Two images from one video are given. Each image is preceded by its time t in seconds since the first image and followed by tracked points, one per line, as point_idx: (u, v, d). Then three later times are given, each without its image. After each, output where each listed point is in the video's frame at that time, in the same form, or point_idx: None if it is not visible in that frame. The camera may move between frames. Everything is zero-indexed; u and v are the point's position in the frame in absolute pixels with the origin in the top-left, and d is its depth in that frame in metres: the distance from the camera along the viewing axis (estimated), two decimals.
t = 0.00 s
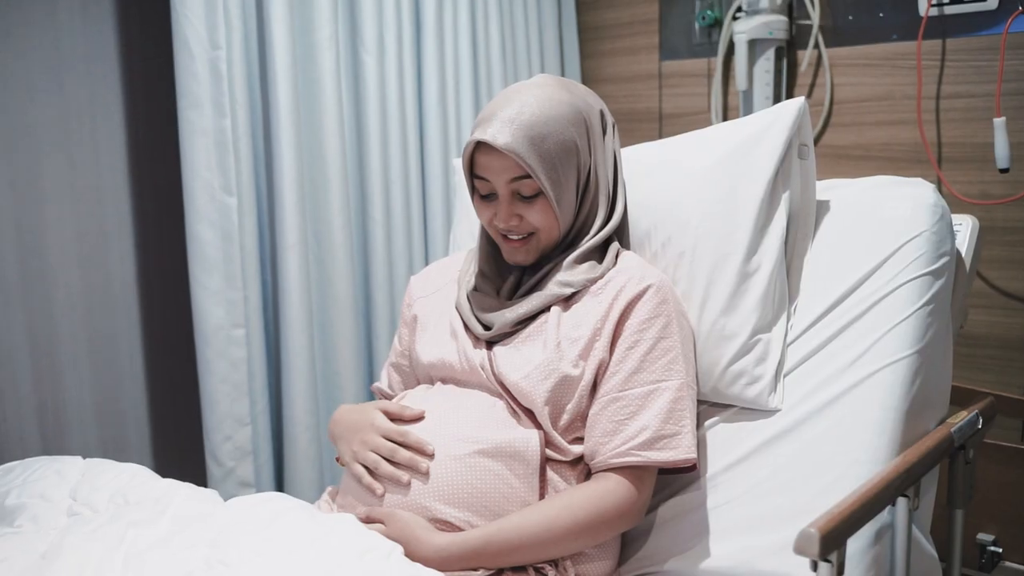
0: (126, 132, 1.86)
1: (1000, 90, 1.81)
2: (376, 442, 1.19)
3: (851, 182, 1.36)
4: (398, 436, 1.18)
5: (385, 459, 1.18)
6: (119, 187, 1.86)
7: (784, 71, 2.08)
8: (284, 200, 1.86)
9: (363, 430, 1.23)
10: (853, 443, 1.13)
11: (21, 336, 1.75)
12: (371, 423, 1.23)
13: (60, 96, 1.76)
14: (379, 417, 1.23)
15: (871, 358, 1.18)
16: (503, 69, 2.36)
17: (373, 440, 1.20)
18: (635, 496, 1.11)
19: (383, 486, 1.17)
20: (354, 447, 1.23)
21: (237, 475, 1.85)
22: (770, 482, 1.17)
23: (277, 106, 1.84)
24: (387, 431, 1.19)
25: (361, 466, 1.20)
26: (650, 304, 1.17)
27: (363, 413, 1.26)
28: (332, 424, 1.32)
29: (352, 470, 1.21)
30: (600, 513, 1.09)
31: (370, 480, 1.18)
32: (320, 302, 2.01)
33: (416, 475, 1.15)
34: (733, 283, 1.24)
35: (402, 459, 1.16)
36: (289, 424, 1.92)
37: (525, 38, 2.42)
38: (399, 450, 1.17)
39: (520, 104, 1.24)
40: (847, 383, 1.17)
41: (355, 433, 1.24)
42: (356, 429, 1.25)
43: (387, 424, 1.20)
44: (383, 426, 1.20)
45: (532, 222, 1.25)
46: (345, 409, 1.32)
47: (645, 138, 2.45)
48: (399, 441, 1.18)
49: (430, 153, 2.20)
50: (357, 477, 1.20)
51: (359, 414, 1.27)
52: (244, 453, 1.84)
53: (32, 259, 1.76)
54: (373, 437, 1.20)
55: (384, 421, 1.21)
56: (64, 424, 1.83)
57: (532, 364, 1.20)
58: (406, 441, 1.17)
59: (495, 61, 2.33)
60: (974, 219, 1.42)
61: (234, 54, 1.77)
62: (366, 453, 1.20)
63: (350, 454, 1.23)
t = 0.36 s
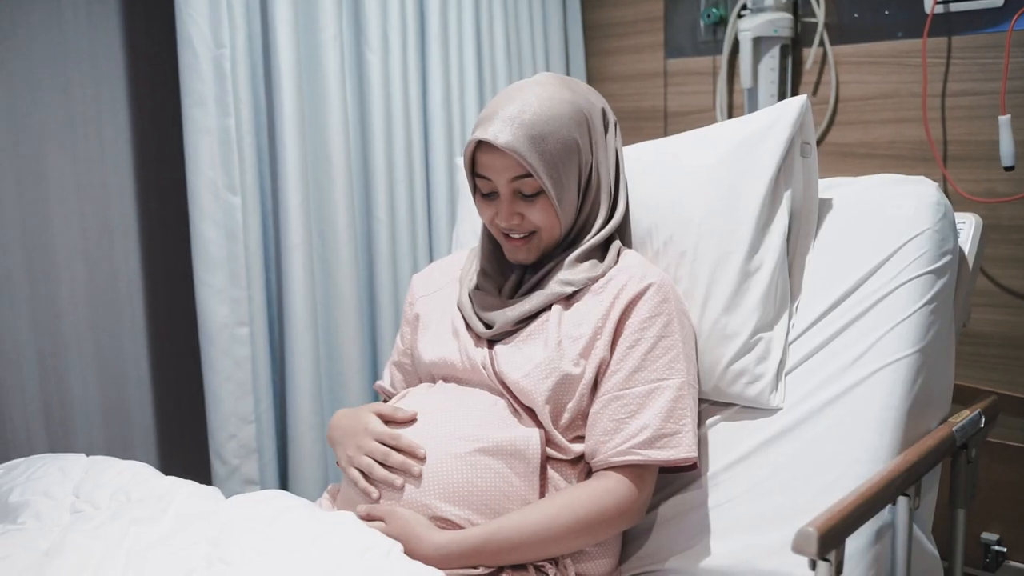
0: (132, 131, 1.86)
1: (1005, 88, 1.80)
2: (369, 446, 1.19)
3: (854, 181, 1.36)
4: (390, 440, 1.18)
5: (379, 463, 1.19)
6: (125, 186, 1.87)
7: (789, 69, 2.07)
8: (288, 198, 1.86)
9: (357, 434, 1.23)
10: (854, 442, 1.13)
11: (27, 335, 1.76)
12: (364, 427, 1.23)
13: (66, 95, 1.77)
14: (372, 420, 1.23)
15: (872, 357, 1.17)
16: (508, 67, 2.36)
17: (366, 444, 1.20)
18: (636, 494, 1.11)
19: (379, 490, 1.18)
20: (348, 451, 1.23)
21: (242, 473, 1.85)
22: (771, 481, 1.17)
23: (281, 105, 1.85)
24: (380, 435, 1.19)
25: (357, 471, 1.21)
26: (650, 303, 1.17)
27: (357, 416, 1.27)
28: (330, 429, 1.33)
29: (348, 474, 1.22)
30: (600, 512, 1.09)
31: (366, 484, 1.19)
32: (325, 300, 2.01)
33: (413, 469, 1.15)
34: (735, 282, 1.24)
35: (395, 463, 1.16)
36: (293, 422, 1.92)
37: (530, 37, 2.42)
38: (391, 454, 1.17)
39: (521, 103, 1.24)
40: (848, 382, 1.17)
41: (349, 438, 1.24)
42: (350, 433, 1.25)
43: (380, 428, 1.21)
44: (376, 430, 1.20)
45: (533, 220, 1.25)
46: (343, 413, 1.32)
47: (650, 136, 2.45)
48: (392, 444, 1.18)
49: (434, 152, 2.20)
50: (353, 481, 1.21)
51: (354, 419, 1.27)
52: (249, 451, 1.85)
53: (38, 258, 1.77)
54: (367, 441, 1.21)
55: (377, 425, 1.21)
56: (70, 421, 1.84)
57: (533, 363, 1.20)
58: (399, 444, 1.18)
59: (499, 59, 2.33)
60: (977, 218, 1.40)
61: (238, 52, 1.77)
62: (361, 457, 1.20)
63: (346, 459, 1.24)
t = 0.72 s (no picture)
0: (134, 131, 1.87)
1: (1006, 87, 1.79)
2: (355, 456, 1.21)
3: (852, 180, 1.36)
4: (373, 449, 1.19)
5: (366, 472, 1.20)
6: (127, 185, 1.87)
7: (790, 68, 2.07)
8: (289, 198, 1.87)
9: (344, 443, 1.24)
10: (851, 442, 1.13)
11: (30, 333, 1.77)
12: (350, 436, 1.24)
13: (68, 95, 1.78)
14: (357, 429, 1.24)
15: (870, 357, 1.17)
16: (509, 67, 2.36)
17: (353, 454, 1.21)
18: (632, 494, 1.11)
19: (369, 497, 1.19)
20: (337, 460, 1.25)
21: (243, 472, 1.86)
22: (768, 481, 1.17)
23: (282, 104, 1.85)
24: (364, 444, 1.20)
25: (346, 480, 1.22)
26: (648, 303, 1.17)
27: (345, 425, 1.28)
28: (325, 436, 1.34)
29: (340, 482, 1.24)
30: (596, 512, 1.09)
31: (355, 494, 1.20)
32: (326, 300, 2.02)
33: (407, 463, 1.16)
34: (733, 282, 1.24)
35: (380, 473, 1.17)
36: (295, 421, 1.93)
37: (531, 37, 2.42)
38: (375, 464, 1.18)
39: (519, 103, 1.24)
40: (846, 382, 1.17)
41: (339, 447, 1.26)
42: (338, 443, 1.26)
43: (365, 437, 1.21)
44: (360, 439, 1.21)
45: (532, 221, 1.25)
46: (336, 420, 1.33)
47: (652, 135, 2.45)
48: (376, 453, 1.19)
49: (436, 151, 2.20)
50: (344, 490, 1.23)
51: (342, 427, 1.28)
52: (250, 450, 1.86)
53: (41, 257, 1.77)
54: (352, 451, 1.22)
55: (361, 434, 1.22)
56: (72, 420, 1.85)
57: (530, 363, 1.20)
58: (381, 454, 1.18)
59: (501, 58, 2.33)
60: (977, 217, 1.40)
61: (239, 52, 1.78)
62: (349, 467, 1.22)
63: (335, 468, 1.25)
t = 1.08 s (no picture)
0: (141, 133, 1.88)
1: (1010, 90, 1.79)
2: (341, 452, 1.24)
3: (854, 183, 1.36)
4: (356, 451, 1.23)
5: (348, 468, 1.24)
6: (135, 187, 1.89)
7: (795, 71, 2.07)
8: (295, 200, 1.87)
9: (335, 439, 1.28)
10: (852, 445, 1.13)
11: (38, 335, 1.79)
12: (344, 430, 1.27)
13: (76, 98, 1.79)
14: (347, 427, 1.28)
15: (871, 360, 1.17)
16: (514, 69, 2.37)
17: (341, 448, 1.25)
18: (632, 495, 1.12)
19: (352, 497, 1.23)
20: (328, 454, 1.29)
21: (249, 473, 1.87)
22: (768, 483, 1.17)
23: (287, 106, 1.86)
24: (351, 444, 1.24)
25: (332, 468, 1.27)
26: (649, 305, 1.17)
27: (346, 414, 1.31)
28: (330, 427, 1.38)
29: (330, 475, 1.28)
30: (595, 513, 1.09)
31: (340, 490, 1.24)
32: (331, 302, 2.02)
33: (409, 470, 1.16)
34: (734, 285, 1.24)
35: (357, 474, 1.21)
36: (300, 422, 1.94)
37: (537, 39, 2.42)
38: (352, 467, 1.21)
39: (520, 106, 1.25)
40: (847, 385, 1.17)
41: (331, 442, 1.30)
42: (335, 431, 1.30)
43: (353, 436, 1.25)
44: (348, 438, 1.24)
45: (533, 223, 1.26)
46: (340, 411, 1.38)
47: (657, 138, 2.45)
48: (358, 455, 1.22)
49: (441, 153, 2.21)
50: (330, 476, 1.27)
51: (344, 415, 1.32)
52: (256, 450, 1.87)
53: (49, 258, 1.79)
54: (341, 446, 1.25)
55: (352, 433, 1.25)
56: (80, 420, 1.86)
57: (531, 365, 1.20)
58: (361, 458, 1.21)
59: (506, 61, 2.34)
60: (977, 221, 1.38)
61: (245, 55, 1.79)
62: (336, 464, 1.25)
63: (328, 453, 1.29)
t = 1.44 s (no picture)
0: (148, 135, 1.89)
1: (1015, 92, 1.78)
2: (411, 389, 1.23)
3: (856, 185, 1.36)
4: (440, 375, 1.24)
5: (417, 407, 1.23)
6: (141, 188, 1.90)
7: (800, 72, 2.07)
8: (300, 201, 1.88)
9: (406, 363, 1.28)
10: (852, 447, 1.13)
11: (46, 335, 1.80)
12: (413, 371, 1.26)
13: (83, 99, 1.80)
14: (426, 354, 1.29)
15: (871, 363, 1.17)
16: (518, 70, 2.37)
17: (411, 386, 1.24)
18: (632, 496, 1.12)
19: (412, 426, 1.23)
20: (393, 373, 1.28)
21: (254, 473, 1.88)
22: (769, 484, 1.17)
23: (293, 108, 1.86)
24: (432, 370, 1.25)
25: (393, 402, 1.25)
26: (650, 306, 1.18)
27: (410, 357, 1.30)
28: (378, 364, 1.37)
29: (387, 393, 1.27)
30: (596, 514, 1.10)
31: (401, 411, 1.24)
32: (335, 303, 2.03)
33: (410, 469, 1.17)
34: (735, 286, 1.24)
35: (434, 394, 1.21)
36: (305, 422, 1.94)
37: (542, 41, 2.43)
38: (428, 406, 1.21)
39: (521, 108, 1.25)
40: (847, 387, 1.17)
41: (395, 365, 1.30)
42: (398, 368, 1.28)
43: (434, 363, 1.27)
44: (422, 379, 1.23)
45: (534, 225, 1.26)
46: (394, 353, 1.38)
47: (662, 139, 2.45)
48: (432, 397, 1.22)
49: (445, 154, 2.21)
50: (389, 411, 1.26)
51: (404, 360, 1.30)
52: (261, 450, 1.88)
53: (56, 258, 1.80)
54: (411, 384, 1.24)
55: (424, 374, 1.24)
56: (87, 420, 1.88)
57: (533, 366, 1.21)
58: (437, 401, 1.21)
59: (510, 62, 2.34)
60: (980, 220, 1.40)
61: (251, 57, 1.80)
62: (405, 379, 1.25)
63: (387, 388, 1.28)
